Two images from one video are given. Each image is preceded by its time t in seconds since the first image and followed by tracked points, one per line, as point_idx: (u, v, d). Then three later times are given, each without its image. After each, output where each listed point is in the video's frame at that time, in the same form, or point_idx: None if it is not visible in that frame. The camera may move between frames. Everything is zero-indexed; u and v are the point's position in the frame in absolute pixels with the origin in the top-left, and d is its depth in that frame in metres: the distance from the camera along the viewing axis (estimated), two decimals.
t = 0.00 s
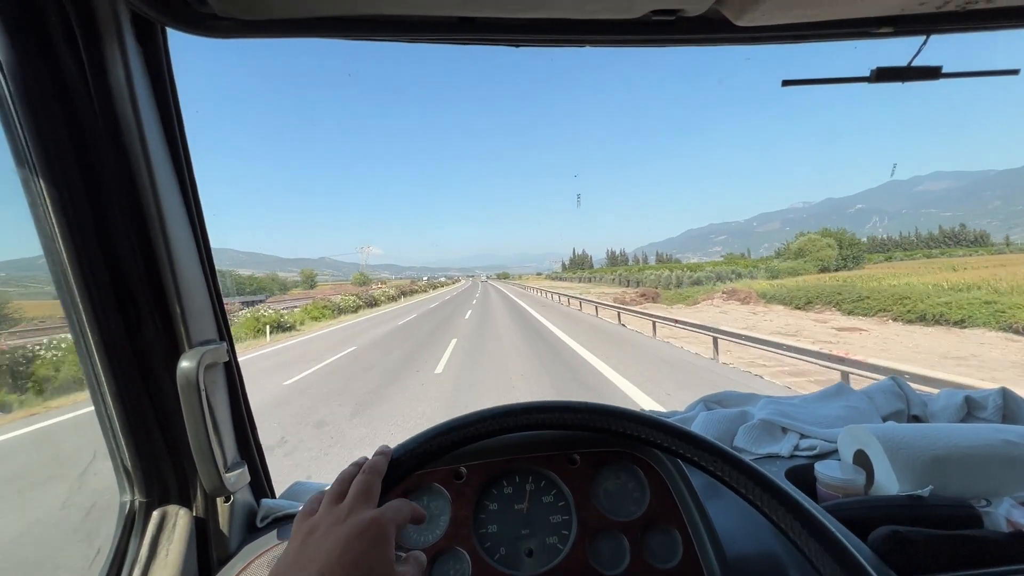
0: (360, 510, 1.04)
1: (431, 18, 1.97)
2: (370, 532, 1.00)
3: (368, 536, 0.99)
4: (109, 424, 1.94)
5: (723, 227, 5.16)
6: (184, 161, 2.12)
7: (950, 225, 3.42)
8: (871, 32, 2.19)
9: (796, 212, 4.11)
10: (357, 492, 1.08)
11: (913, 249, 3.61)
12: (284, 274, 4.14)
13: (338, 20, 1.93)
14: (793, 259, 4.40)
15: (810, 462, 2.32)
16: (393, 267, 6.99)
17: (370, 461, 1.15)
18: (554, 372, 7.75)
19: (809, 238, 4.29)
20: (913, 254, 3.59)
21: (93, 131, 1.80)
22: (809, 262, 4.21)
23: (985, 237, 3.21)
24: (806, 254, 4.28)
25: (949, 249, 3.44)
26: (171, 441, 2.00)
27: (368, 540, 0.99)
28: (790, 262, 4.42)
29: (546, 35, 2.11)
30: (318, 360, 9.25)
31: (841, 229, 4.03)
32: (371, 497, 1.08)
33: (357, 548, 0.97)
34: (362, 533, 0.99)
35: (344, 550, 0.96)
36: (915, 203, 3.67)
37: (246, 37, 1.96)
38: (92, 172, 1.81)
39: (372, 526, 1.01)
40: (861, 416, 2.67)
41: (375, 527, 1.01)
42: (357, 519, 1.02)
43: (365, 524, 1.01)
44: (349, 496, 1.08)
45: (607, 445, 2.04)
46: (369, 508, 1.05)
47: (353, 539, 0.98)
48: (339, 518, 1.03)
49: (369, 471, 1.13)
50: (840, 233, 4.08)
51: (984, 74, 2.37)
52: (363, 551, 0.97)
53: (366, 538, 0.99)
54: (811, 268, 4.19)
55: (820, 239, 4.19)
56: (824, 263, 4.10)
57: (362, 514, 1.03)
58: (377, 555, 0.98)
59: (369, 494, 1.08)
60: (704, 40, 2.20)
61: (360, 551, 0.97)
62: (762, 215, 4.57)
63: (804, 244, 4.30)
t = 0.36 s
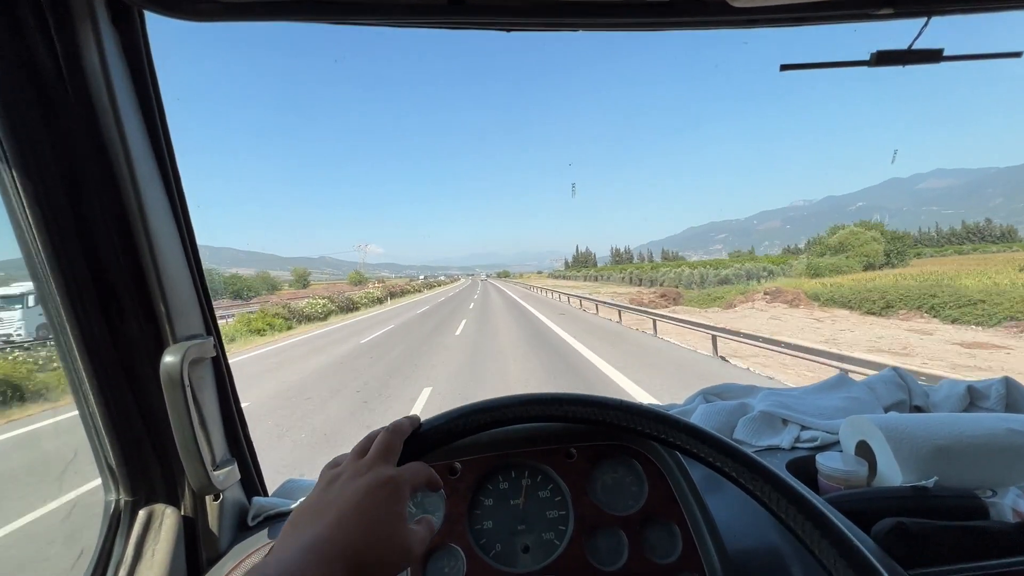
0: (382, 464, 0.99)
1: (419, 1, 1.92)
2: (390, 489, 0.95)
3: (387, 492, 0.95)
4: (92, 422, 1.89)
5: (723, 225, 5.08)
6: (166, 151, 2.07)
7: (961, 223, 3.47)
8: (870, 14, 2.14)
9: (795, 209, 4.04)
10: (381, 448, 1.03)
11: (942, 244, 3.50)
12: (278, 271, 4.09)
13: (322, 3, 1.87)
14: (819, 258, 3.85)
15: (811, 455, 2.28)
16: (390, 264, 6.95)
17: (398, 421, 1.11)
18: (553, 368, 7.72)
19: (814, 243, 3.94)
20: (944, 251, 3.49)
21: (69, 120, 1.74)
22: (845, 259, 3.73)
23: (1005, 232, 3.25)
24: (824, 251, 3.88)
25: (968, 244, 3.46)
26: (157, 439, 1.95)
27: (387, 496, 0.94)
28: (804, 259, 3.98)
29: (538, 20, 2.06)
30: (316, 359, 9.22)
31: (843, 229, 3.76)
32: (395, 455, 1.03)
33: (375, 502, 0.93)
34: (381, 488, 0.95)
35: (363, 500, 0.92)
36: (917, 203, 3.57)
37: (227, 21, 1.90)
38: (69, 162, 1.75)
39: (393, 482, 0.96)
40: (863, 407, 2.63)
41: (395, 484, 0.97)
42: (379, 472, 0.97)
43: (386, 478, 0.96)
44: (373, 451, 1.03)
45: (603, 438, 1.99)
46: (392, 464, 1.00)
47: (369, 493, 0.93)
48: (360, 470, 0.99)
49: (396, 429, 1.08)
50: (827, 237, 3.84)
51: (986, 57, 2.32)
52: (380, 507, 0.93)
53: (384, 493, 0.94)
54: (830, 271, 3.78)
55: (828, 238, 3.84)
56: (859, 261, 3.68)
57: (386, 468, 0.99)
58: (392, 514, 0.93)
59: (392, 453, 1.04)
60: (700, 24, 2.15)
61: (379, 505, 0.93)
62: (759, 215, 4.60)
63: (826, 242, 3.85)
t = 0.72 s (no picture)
0: (359, 526, 1.02)
1: (437, 10, 1.95)
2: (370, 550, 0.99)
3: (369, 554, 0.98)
4: (119, 423, 1.93)
5: (727, 223, 5.17)
6: (189, 157, 2.10)
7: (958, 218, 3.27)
8: (881, 20, 2.17)
9: (798, 207, 4.06)
10: (352, 508, 1.05)
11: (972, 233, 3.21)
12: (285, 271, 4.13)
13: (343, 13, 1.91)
14: (869, 253, 3.68)
15: (821, 455, 2.31)
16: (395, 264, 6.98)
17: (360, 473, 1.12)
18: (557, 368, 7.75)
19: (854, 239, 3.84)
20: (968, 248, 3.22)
21: (98, 127, 1.78)
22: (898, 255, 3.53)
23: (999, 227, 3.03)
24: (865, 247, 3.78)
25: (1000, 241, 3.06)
26: (180, 440, 1.99)
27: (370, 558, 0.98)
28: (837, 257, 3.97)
29: (553, 27, 2.09)
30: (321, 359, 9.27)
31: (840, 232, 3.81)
32: (367, 513, 1.05)
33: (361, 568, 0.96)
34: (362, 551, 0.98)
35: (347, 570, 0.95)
36: (917, 204, 3.48)
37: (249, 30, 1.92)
38: (97, 169, 1.79)
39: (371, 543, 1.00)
40: (872, 408, 2.66)
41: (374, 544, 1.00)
42: (356, 538, 1.00)
43: (364, 541, 0.99)
44: (345, 513, 1.04)
45: (617, 439, 2.03)
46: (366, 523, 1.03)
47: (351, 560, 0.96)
48: (338, 539, 1.00)
49: (359, 484, 1.10)
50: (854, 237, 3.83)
51: (994, 61, 2.34)
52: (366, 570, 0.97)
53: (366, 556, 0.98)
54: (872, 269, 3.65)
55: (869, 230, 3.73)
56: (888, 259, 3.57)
57: (361, 529, 1.01)
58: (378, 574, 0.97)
59: (366, 507, 1.06)
60: (712, 30, 2.18)
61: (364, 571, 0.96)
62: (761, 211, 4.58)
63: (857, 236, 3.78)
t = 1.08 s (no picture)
0: (354, 534, 0.98)
1: None
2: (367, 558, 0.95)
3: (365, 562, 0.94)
4: (120, 418, 1.90)
5: (727, 219, 5.13)
6: (190, 147, 2.07)
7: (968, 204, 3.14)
8: (894, 7, 2.12)
9: (797, 204, 4.06)
10: (346, 518, 1.02)
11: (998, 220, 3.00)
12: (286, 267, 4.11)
13: None
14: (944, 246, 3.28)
15: (832, 450, 2.28)
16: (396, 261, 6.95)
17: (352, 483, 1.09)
18: (559, 365, 7.73)
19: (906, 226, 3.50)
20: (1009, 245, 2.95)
21: (98, 116, 1.75)
22: (971, 249, 3.12)
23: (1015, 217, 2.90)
24: (921, 237, 3.47)
25: None
26: (182, 435, 1.97)
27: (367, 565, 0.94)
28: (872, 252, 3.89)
29: (559, 14, 2.06)
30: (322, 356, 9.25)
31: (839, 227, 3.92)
32: (363, 522, 1.02)
33: None
34: (359, 559, 0.94)
35: None
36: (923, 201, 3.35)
37: (251, 16, 1.90)
38: (96, 158, 1.76)
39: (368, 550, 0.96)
40: (882, 402, 2.62)
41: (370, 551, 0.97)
42: (351, 547, 0.96)
43: (360, 548, 0.96)
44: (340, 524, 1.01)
45: (624, 433, 2.00)
46: (361, 532, 0.99)
47: (348, 569, 0.92)
48: (333, 550, 0.96)
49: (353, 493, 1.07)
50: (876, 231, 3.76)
51: (1008, 50, 2.30)
52: None
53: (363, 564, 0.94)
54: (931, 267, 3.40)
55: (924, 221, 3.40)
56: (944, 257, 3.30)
57: (355, 538, 0.98)
58: None
59: (362, 515, 1.03)
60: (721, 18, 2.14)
61: None
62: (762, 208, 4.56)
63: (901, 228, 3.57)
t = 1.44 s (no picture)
0: (349, 521, 0.99)
1: None
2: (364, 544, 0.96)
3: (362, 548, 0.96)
4: (116, 411, 1.92)
5: (726, 216, 5.15)
6: (184, 142, 2.08)
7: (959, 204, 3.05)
8: None
9: (796, 201, 4.10)
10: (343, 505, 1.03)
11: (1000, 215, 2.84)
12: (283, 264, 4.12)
13: None
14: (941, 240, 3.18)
15: (825, 439, 2.30)
16: (393, 259, 6.95)
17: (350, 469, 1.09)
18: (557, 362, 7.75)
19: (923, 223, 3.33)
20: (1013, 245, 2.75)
21: (91, 110, 1.76)
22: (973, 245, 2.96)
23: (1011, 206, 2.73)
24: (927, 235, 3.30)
25: None
26: (178, 428, 1.98)
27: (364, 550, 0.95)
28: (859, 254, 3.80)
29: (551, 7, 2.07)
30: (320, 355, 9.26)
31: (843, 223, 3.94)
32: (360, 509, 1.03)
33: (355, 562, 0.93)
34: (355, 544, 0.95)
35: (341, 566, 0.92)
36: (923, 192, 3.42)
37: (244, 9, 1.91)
38: (90, 153, 1.77)
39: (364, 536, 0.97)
40: (875, 393, 2.64)
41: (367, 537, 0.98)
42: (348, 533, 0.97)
43: (354, 535, 0.97)
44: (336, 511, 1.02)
45: (618, 423, 2.02)
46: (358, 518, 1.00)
47: (344, 554, 0.93)
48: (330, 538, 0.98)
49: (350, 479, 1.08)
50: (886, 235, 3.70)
51: (999, 40, 2.31)
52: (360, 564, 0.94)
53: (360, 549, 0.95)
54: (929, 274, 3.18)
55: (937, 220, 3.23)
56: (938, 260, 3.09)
57: (351, 524, 0.99)
58: (374, 566, 0.94)
59: (357, 500, 1.03)
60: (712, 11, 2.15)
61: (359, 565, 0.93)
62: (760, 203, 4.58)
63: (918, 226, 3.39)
